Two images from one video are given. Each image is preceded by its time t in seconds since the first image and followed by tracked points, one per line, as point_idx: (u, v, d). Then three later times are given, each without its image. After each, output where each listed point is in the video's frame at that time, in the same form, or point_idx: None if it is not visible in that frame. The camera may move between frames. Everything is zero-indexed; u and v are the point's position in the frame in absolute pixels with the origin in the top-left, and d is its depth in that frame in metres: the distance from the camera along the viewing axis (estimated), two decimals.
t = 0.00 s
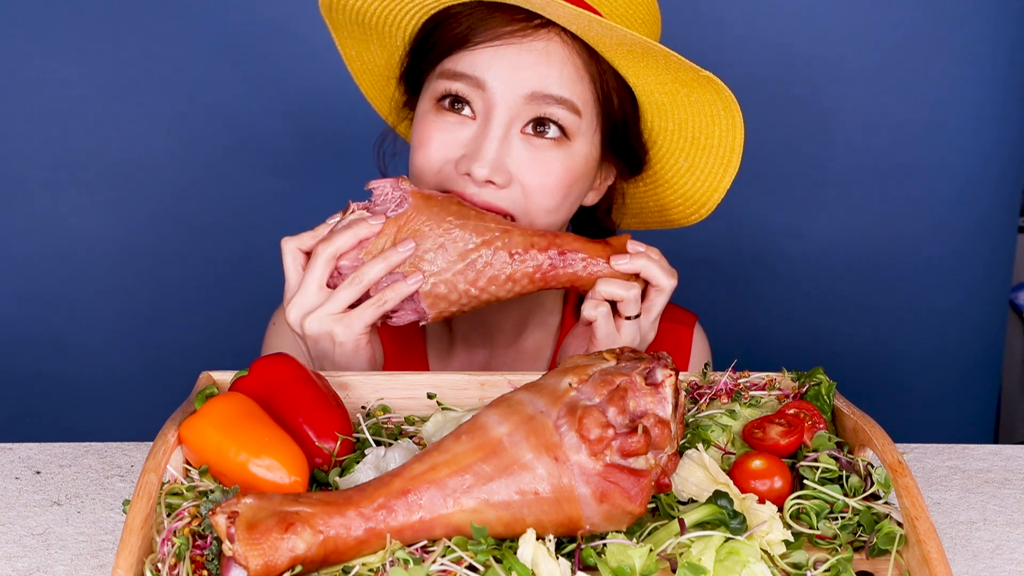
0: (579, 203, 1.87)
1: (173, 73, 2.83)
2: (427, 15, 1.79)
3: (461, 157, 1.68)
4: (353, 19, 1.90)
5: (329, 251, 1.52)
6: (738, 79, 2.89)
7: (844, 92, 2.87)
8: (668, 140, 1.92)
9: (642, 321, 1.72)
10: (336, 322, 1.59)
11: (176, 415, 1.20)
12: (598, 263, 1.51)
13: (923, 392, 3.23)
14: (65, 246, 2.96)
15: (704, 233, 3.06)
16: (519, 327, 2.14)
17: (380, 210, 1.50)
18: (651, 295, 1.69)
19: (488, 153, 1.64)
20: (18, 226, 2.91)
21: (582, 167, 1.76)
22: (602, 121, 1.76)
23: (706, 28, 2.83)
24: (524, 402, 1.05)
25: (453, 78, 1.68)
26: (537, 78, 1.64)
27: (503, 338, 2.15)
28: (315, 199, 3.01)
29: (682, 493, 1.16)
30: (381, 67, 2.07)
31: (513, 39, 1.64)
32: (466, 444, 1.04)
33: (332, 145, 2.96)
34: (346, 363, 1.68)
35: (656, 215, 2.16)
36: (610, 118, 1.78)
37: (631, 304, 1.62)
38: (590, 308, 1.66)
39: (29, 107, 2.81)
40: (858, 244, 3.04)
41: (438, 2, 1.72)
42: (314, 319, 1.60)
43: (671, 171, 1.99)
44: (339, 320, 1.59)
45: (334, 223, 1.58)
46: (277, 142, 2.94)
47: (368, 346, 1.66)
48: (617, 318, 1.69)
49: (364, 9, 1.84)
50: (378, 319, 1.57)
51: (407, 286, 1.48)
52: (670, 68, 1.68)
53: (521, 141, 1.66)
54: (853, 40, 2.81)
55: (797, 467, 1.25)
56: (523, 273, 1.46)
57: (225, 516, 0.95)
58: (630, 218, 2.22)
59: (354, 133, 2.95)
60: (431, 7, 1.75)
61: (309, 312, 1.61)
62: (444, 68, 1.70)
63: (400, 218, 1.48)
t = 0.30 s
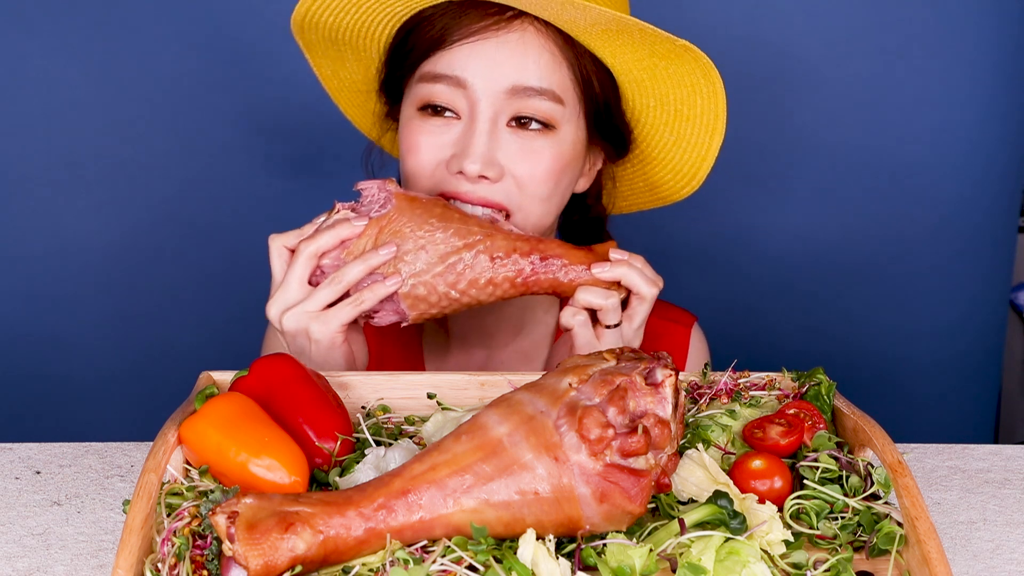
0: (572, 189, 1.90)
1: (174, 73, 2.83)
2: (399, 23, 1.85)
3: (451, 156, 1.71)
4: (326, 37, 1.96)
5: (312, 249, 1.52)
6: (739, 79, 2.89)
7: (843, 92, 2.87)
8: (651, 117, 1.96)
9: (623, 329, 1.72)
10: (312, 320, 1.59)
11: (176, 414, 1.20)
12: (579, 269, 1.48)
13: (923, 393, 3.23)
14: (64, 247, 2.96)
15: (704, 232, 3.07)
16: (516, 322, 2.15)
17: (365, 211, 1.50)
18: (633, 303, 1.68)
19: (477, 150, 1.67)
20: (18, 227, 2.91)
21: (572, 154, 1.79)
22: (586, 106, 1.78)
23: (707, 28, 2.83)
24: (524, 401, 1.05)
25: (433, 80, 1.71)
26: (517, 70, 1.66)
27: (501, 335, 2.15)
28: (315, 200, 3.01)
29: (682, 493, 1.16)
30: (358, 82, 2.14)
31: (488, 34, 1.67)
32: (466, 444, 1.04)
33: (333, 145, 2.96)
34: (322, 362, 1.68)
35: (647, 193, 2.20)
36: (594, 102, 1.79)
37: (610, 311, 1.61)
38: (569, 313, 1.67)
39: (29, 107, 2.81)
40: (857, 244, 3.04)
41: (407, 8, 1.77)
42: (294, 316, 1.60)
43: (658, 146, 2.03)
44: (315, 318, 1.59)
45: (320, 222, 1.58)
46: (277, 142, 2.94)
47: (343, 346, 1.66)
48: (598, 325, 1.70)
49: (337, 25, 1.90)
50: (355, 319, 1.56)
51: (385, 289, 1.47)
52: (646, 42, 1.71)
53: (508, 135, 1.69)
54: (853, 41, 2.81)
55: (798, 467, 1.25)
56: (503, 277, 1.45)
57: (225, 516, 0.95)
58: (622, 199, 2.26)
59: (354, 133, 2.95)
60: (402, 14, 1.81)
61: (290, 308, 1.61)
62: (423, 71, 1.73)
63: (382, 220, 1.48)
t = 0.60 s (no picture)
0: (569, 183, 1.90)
1: (175, 73, 2.83)
2: (391, 24, 1.85)
3: (449, 154, 1.71)
4: (318, 42, 1.97)
5: (287, 257, 1.52)
6: (739, 79, 2.89)
7: (844, 92, 2.87)
8: (645, 108, 1.97)
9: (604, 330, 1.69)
10: (291, 328, 1.59)
11: (176, 414, 1.20)
12: (560, 274, 1.47)
13: (923, 393, 3.23)
14: (64, 246, 2.95)
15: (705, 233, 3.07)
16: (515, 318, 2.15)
17: (341, 217, 1.49)
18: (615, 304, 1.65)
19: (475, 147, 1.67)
20: (18, 226, 2.91)
21: (569, 148, 1.79)
22: (580, 100, 1.78)
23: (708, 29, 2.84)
24: (524, 401, 1.05)
25: (429, 80, 1.71)
26: (512, 65, 1.67)
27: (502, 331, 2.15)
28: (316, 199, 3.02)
29: (682, 493, 1.16)
30: (351, 85, 2.14)
31: (482, 31, 1.68)
32: (466, 444, 1.04)
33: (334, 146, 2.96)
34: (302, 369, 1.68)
35: (640, 184, 2.21)
36: (588, 97, 1.80)
37: (592, 316, 1.57)
38: (550, 317, 1.61)
39: (30, 107, 2.81)
40: (858, 244, 3.04)
41: (400, 9, 1.78)
42: (274, 323, 1.60)
43: (651, 137, 2.04)
44: (295, 327, 1.59)
45: (295, 228, 1.57)
46: (278, 142, 2.94)
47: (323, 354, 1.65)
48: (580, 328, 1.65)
49: (329, 29, 1.90)
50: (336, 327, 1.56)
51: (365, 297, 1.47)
52: (639, 34, 1.72)
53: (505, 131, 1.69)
54: (854, 41, 2.82)
55: (797, 467, 1.25)
56: (484, 283, 1.44)
57: (225, 516, 0.95)
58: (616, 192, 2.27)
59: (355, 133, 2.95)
60: (394, 15, 1.81)
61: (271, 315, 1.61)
62: (419, 71, 1.73)
63: (359, 228, 1.46)
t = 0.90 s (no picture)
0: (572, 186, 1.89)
1: (175, 73, 2.83)
2: (394, 30, 1.86)
3: (455, 162, 1.70)
4: (322, 44, 1.97)
5: (284, 263, 1.51)
6: (739, 79, 2.89)
7: (844, 92, 2.87)
8: (649, 107, 1.97)
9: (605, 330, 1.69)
10: (291, 335, 1.58)
11: (176, 415, 1.20)
12: (559, 278, 1.47)
13: (923, 394, 3.22)
14: (64, 246, 2.95)
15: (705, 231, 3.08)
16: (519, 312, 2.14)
17: (338, 221, 1.48)
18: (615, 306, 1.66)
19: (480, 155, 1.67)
20: (17, 226, 2.91)
21: (573, 153, 1.79)
22: (583, 103, 1.78)
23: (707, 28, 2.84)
24: (524, 402, 1.05)
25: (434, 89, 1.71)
26: (516, 72, 1.67)
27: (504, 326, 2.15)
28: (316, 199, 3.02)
29: (682, 493, 1.16)
30: (356, 85, 2.14)
31: (485, 39, 1.68)
32: (466, 444, 1.04)
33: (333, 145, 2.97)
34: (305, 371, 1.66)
35: (645, 178, 2.21)
36: (592, 101, 1.81)
37: (593, 318, 1.57)
38: (552, 320, 1.63)
39: (30, 106, 2.81)
40: (858, 244, 3.04)
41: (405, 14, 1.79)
42: (273, 329, 1.59)
43: (655, 133, 2.05)
44: (295, 334, 1.57)
45: (292, 231, 1.56)
46: (278, 142, 2.95)
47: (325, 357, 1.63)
48: (582, 329, 1.66)
49: (334, 34, 1.91)
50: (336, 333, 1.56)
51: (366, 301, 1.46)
52: (643, 40, 1.73)
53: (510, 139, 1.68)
54: (854, 40, 2.82)
55: (797, 467, 1.25)
56: (483, 285, 1.44)
57: (225, 516, 0.95)
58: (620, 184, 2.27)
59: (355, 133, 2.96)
60: (399, 20, 1.82)
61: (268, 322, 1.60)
62: (423, 79, 1.73)
63: (358, 234, 1.45)
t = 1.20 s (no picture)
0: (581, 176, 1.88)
1: (175, 74, 2.84)
2: (411, 16, 1.90)
3: (466, 136, 1.70)
4: (339, 36, 2.00)
5: (274, 276, 1.44)
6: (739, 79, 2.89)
7: (843, 92, 2.87)
8: (656, 105, 1.99)
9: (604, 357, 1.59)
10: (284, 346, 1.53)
11: (176, 414, 1.20)
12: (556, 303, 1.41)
13: (924, 394, 3.22)
14: (64, 246, 2.95)
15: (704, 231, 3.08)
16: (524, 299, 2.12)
17: (330, 234, 1.41)
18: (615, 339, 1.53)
19: (492, 126, 1.67)
20: (17, 226, 2.90)
21: (582, 137, 1.80)
22: (595, 92, 1.81)
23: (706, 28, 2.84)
24: (524, 401, 1.05)
25: (448, 64, 1.73)
26: (528, 46, 1.70)
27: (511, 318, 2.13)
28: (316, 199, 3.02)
29: (682, 493, 1.16)
30: (369, 86, 2.16)
31: (500, 16, 1.72)
32: (466, 444, 1.04)
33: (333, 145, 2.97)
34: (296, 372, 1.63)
35: (651, 188, 2.21)
36: (602, 89, 1.83)
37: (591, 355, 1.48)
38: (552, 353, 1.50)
39: (29, 106, 2.81)
40: (857, 244, 3.04)
41: None
42: (261, 342, 1.54)
43: (662, 135, 2.06)
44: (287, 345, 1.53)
45: (278, 237, 1.48)
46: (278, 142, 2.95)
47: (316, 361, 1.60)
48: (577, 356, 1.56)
49: (351, 20, 1.94)
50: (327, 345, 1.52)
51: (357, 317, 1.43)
52: (654, 18, 1.78)
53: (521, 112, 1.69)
54: (853, 40, 2.82)
55: (797, 467, 1.25)
56: (478, 308, 1.41)
57: (225, 516, 0.95)
58: (626, 197, 2.27)
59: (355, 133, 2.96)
60: (418, 5, 1.87)
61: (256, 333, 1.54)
62: (438, 57, 1.76)
63: (351, 251, 1.40)
